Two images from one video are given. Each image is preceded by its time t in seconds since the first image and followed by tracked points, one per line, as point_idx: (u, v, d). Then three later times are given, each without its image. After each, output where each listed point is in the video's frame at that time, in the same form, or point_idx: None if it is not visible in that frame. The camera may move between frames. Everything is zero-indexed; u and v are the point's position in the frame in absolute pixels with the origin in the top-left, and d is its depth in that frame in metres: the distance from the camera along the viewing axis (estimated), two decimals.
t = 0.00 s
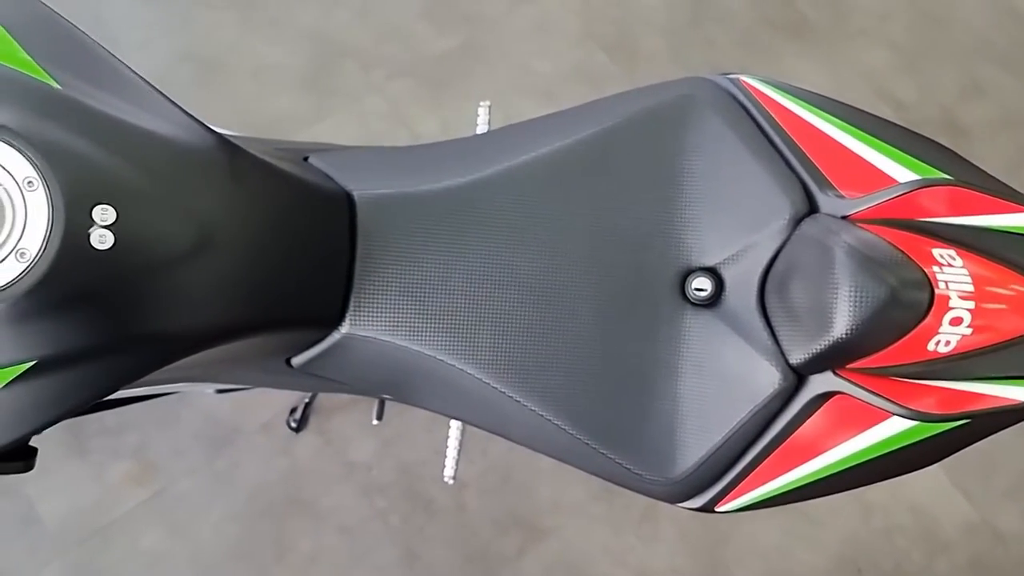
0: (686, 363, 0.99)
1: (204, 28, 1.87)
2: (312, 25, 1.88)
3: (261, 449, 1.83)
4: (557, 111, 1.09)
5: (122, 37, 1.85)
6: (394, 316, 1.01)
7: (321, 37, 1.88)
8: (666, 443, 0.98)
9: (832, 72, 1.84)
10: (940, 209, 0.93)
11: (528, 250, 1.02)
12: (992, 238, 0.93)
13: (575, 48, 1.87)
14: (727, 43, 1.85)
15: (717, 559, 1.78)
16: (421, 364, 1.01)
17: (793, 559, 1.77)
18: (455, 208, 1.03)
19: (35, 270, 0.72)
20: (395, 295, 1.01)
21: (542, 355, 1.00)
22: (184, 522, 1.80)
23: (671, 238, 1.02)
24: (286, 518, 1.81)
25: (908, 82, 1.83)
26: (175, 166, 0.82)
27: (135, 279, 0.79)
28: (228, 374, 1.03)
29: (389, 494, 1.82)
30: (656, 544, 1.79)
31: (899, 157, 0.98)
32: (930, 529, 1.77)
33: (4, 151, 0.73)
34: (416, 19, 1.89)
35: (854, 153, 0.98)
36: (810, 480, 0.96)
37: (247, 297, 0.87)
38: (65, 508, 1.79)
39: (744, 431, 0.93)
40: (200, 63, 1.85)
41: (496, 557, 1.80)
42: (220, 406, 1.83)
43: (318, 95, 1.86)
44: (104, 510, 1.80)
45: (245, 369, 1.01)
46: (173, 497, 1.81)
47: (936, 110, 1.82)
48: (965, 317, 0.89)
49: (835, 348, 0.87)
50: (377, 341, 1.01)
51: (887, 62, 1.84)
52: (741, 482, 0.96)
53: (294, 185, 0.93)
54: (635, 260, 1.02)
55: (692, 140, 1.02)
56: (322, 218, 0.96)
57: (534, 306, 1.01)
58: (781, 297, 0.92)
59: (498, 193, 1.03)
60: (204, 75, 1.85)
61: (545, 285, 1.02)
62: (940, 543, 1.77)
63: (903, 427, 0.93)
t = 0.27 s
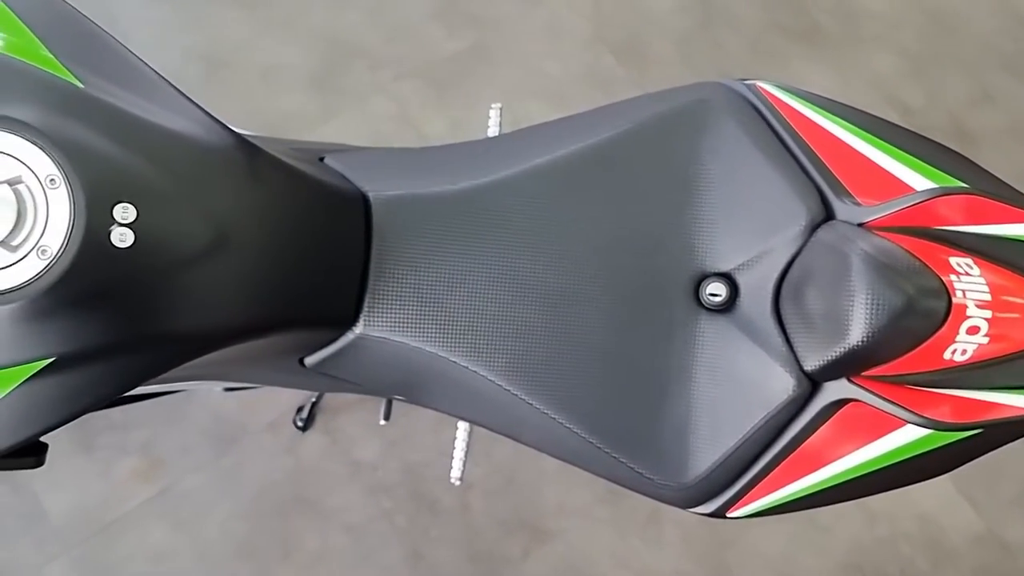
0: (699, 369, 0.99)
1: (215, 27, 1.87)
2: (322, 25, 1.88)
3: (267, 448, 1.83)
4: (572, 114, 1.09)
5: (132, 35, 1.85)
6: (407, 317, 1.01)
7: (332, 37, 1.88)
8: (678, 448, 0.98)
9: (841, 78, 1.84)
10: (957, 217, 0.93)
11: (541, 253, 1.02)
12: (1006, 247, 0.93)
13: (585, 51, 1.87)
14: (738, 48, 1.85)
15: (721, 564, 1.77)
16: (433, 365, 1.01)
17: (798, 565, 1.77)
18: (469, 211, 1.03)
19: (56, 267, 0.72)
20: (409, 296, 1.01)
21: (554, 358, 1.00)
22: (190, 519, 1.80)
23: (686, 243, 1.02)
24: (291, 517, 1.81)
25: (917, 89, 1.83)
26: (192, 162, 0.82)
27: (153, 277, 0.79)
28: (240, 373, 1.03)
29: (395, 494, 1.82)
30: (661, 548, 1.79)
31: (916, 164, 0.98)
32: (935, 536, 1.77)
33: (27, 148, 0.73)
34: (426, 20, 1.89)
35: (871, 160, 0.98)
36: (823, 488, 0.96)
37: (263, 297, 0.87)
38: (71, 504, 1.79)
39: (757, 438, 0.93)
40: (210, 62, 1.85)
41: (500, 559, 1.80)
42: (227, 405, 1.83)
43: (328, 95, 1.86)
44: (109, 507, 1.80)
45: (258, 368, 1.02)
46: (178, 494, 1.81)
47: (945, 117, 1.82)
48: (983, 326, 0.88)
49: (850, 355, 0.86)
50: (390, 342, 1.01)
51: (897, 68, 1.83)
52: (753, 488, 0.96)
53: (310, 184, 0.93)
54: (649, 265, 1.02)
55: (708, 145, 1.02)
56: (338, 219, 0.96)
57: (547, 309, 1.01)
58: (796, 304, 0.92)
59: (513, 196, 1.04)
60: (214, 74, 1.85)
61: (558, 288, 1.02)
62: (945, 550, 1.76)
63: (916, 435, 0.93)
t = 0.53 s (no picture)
0: (713, 374, 0.99)
1: (227, 26, 1.87)
2: (334, 25, 1.88)
3: (273, 446, 1.83)
4: (588, 118, 1.09)
5: (144, 32, 1.86)
6: (421, 319, 1.00)
7: (343, 37, 1.88)
8: (691, 454, 0.97)
9: (852, 84, 1.83)
10: (973, 227, 0.93)
11: (557, 256, 1.02)
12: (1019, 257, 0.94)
13: (595, 54, 1.87)
14: (749, 53, 1.85)
15: (725, 569, 1.77)
16: (446, 367, 1.01)
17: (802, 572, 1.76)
18: (484, 213, 1.03)
19: (78, 263, 0.73)
20: (423, 298, 1.00)
21: (568, 361, 1.00)
22: (195, 517, 1.80)
23: (701, 248, 1.02)
24: (296, 516, 1.81)
25: (928, 96, 1.82)
26: (214, 164, 0.83)
27: (172, 275, 0.79)
28: (252, 371, 1.03)
29: (400, 495, 1.82)
30: (665, 552, 1.78)
31: (932, 173, 0.98)
32: (940, 545, 1.76)
33: (51, 146, 0.74)
34: (437, 21, 1.89)
35: (887, 169, 0.98)
36: (835, 495, 0.96)
37: (279, 297, 0.87)
38: (77, 500, 1.79)
39: (770, 444, 0.93)
40: (222, 60, 1.86)
41: (505, 561, 1.80)
42: (234, 403, 1.84)
43: (339, 95, 1.86)
44: (115, 503, 1.80)
45: (270, 367, 1.02)
46: (184, 491, 1.81)
47: (956, 125, 1.81)
48: (1000, 336, 0.89)
49: (866, 364, 0.87)
50: (403, 343, 1.00)
51: (908, 76, 1.83)
52: (765, 494, 0.96)
53: (327, 185, 0.93)
54: (664, 269, 1.02)
55: (724, 151, 1.02)
56: (356, 220, 0.96)
57: (561, 312, 1.01)
58: (812, 311, 0.93)
59: (528, 198, 1.03)
60: (225, 72, 1.85)
61: (573, 292, 1.01)
62: (950, 559, 1.76)
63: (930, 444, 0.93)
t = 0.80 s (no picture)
0: (726, 380, 0.99)
1: (239, 25, 1.88)
2: (345, 25, 1.89)
3: (280, 446, 1.83)
4: (603, 122, 1.09)
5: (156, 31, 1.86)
6: (435, 321, 1.00)
7: (354, 37, 1.88)
8: (703, 459, 0.97)
9: (864, 90, 1.83)
10: (991, 236, 0.94)
11: (571, 260, 1.02)
12: None
13: (606, 57, 1.87)
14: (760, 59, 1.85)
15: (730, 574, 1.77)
16: (460, 370, 1.01)
17: None
18: (500, 216, 1.03)
19: (98, 262, 0.73)
20: (437, 300, 1.00)
21: (581, 365, 1.00)
22: (201, 514, 1.80)
23: (715, 254, 1.02)
24: (302, 515, 1.81)
25: (938, 103, 1.82)
26: (234, 165, 0.83)
27: (190, 275, 0.79)
28: (266, 371, 1.03)
29: (405, 495, 1.82)
30: (670, 556, 1.78)
31: (949, 181, 0.98)
32: (946, 553, 1.76)
33: (73, 144, 0.74)
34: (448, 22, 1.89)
35: (904, 177, 0.98)
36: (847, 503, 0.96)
37: (295, 298, 0.87)
38: (84, 496, 1.80)
39: (783, 451, 0.93)
40: (233, 60, 1.86)
41: (509, 563, 1.80)
42: (242, 402, 1.83)
43: (349, 95, 1.86)
44: (122, 500, 1.80)
45: (284, 366, 1.02)
46: (191, 489, 1.81)
47: (966, 133, 1.81)
48: (1016, 346, 0.89)
49: (881, 372, 0.87)
50: (417, 345, 1.00)
51: (919, 83, 1.83)
52: (777, 501, 0.96)
53: (345, 185, 0.93)
54: (679, 275, 1.02)
55: (740, 157, 1.02)
56: (372, 221, 0.96)
57: (575, 316, 1.01)
58: (827, 319, 0.92)
59: (544, 202, 1.04)
60: (236, 72, 1.86)
61: (587, 296, 1.01)
62: (956, 568, 1.75)
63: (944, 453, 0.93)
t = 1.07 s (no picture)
0: (739, 386, 0.99)
1: (250, 25, 1.88)
2: (356, 26, 1.89)
3: (285, 444, 1.83)
4: (617, 127, 1.09)
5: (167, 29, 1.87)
6: (448, 322, 1.00)
7: (365, 38, 1.89)
8: (714, 465, 0.97)
9: (874, 97, 1.83)
10: (1007, 246, 0.94)
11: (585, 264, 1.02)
12: None
13: (615, 61, 1.87)
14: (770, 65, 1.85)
15: None
16: (472, 372, 1.00)
17: None
18: (514, 219, 1.03)
19: (117, 261, 0.74)
20: (451, 302, 1.00)
21: (593, 369, 1.00)
22: (206, 512, 1.81)
23: (729, 260, 1.02)
24: (307, 515, 1.81)
25: (949, 111, 1.82)
26: (252, 165, 0.83)
27: (207, 274, 0.79)
28: (277, 371, 1.03)
29: (410, 496, 1.82)
30: (674, 561, 1.78)
31: (965, 190, 0.98)
32: (951, 562, 1.75)
33: (94, 143, 0.74)
34: (459, 24, 1.89)
35: (920, 185, 0.98)
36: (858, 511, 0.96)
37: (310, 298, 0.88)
38: (90, 493, 1.80)
39: (796, 458, 0.93)
40: (244, 59, 1.87)
41: (513, 565, 1.79)
42: (248, 400, 1.84)
43: (359, 96, 1.86)
44: (127, 497, 1.80)
45: (295, 366, 1.02)
46: (196, 487, 1.81)
47: (976, 140, 1.81)
48: None
49: (896, 381, 0.87)
50: (429, 347, 1.00)
51: (929, 90, 1.83)
52: (789, 508, 0.96)
53: (361, 186, 0.94)
54: (692, 281, 1.02)
55: (755, 163, 1.02)
56: (386, 222, 0.96)
57: (588, 320, 1.01)
58: (841, 326, 0.93)
59: (558, 206, 1.04)
60: (247, 71, 1.86)
61: (601, 301, 1.01)
62: None
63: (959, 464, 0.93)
